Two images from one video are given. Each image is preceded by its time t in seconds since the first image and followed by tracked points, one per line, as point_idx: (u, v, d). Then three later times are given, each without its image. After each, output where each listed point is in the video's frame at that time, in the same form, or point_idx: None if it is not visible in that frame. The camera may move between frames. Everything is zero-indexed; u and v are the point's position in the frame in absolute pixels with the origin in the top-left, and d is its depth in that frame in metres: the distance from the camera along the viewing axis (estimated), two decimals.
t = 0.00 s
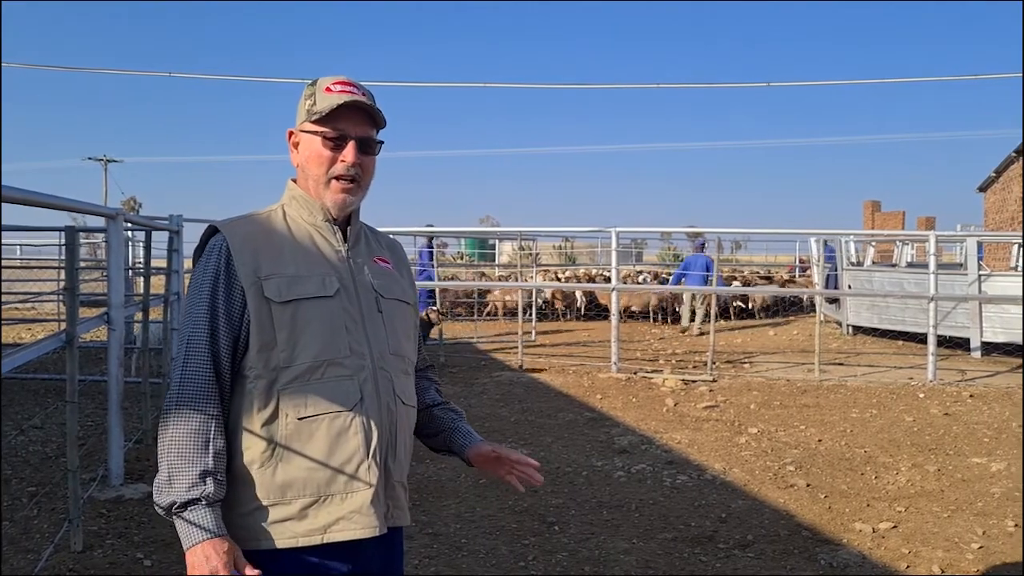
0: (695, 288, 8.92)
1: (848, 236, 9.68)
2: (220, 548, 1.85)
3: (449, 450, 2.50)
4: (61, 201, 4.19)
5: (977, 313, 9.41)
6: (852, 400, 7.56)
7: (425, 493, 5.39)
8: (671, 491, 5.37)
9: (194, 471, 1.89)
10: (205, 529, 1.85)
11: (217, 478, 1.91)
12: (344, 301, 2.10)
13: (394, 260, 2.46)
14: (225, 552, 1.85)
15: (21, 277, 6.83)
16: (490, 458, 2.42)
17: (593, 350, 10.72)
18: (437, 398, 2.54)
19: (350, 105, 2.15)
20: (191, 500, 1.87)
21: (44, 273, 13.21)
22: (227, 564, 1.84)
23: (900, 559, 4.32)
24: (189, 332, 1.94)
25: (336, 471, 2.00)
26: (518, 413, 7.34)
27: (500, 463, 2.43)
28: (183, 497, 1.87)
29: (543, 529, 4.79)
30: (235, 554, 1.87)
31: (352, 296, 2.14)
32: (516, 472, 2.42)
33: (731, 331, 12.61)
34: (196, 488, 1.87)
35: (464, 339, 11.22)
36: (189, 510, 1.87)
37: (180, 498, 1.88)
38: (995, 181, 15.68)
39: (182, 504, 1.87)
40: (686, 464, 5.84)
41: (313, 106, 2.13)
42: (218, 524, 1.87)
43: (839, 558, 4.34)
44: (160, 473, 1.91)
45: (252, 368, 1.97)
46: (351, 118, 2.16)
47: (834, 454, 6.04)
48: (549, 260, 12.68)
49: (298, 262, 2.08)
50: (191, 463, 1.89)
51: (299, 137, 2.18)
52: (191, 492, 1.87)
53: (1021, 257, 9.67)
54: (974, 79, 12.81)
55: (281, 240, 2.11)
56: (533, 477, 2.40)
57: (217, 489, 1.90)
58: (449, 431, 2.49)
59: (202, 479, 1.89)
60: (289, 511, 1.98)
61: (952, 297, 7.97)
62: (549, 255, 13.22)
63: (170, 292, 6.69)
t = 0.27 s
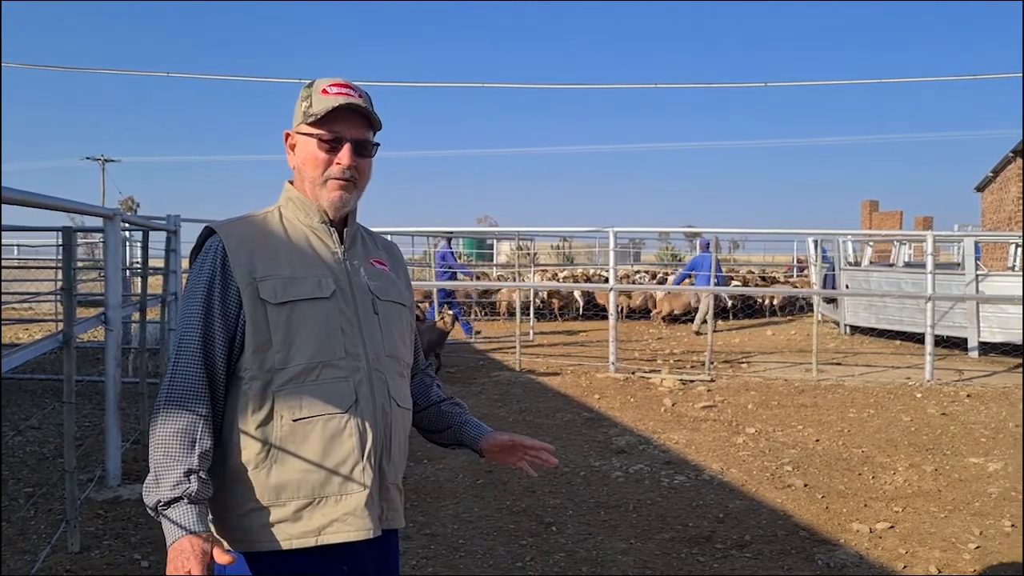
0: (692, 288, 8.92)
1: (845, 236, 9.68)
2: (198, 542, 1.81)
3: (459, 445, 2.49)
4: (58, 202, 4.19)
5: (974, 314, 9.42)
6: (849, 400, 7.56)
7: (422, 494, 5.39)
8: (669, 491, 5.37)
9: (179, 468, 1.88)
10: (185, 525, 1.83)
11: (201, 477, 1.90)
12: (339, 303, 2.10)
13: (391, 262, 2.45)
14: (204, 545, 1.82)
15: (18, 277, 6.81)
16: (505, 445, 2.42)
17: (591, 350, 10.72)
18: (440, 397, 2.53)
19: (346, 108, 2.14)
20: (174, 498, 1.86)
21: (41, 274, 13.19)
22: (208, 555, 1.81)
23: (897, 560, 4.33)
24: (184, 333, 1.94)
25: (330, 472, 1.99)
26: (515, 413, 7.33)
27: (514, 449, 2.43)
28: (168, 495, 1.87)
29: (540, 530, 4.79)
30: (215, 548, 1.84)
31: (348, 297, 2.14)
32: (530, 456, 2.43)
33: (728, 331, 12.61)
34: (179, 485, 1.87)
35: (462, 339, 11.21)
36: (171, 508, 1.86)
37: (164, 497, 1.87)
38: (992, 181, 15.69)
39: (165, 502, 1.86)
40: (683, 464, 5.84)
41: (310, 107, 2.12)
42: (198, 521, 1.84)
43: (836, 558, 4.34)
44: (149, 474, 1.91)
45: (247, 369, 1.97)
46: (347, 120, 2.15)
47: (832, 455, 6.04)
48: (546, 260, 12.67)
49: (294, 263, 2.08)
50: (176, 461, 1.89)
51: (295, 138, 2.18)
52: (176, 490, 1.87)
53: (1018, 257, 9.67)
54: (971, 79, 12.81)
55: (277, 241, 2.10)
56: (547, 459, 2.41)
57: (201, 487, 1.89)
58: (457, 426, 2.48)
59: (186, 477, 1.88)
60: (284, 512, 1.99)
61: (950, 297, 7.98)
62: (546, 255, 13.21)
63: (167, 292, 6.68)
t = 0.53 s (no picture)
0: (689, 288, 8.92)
1: (843, 236, 9.68)
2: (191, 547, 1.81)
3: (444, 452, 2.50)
4: (53, 203, 4.18)
5: (971, 313, 9.43)
6: (846, 400, 7.56)
7: (419, 494, 5.38)
8: (666, 491, 5.37)
9: (173, 472, 1.88)
10: (178, 528, 1.83)
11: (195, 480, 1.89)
12: (337, 305, 2.10)
13: (387, 265, 2.45)
14: (195, 550, 1.81)
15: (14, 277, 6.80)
16: (489, 455, 2.45)
17: (588, 350, 10.72)
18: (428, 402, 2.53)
19: (348, 111, 2.13)
20: (168, 500, 1.85)
21: (38, 274, 13.18)
22: (195, 562, 1.80)
23: (894, 559, 4.33)
24: (181, 333, 1.93)
25: (328, 474, 1.99)
26: (513, 413, 7.33)
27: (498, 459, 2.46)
28: (162, 497, 1.86)
29: (537, 530, 4.79)
30: (205, 552, 1.83)
31: (345, 299, 2.13)
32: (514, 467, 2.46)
33: (726, 330, 12.61)
34: (173, 489, 1.86)
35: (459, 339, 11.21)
36: (165, 511, 1.85)
37: (157, 500, 1.86)
38: (989, 181, 15.69)
39: (158, 505, 1.85)
40: (680, 464, 5.84)
41: (311, 110, 2.11)
42: (193, 525, 1.84)
43: (832, 558, 4.34)
44: (143, 475, 1.90)
45: (245, 371, 1.96)
46: (349, 123, 2.14)
47: (829, 454, 6.04)
48: (544, 259, 12.67)
49: (292, 265, 2.07)
50: (171, 464, 1.88)
51: (295, 139, 2.17)
52: (170, 493, 1.86)
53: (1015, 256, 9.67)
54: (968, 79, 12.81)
55: (274, 243, 2.10)
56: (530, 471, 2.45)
57: (194, 491, 1.88)
58: (443, 434, 2.49)
59: (180, 481, 1.87)
60: (280, 514, 1.98)
61: (947, 297, 7.98)
62: (543, 255, 13.21)
63: (164, 293, 6.67)
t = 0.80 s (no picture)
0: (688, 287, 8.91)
1: (840, 236, 9.69)
2: (188, 546, 1.82)
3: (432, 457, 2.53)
4: (51, 200, 4.17)
5: (968, 313, 9.44)
6: (844, 400, 7.56)
7: (417, 494, 5.38)
8: (663, 490, 5.37)
9: (171, 471, 1.87)
10: (176, 527, 1.83)
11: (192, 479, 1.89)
12: (337, 303, 2.10)
13: (385, 262, 2.45)
14: (191, 550, 1.81)
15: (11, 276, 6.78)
16: (476, 466, 2.48)
17: (585, 349, 10.71)
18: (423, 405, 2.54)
19: (349, 108, 2.13)
20: (166, 499, 1.85)
21: (35, 273, 13.15)
22: (191, 562, 1.79)
23: (891, 558, 4.33)
24: (181, 330, 1.93)
25: (328, 472, 1.99)
26: (510, 412, 7.33)
27: (485, 471, 2.49)
28: (160, 496, 1.86)
29: (535, 529, 4.79)
30: (201, 551, 1.82)
31: (345, 297, 2.13)
32: (499, 481, 2.48)
33: (723, 330, 12.61)
34: (171, 488, 1.86)
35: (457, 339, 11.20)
36: (162, 509, 1.86)
37: (154, 500, 1.86)
38: (986, 182, 15.71)
39: (156, 504, 1.86)
40: (678, 464, 5.84)
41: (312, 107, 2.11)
42: (190, 523, 1.85)
43: (830, 556, 4.34)
44: (142, 474, 1.90)
45: (245, 369, 1.96)
46: (349, 120, 2.14)
47: (826, 454, 6.05)
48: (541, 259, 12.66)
49: (292, 263, 2.07)
50: (169, 463, 1.88)
51: (295, 136, 2.17)
52: (168, 492, 1.86)
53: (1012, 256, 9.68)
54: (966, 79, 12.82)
55: (274, 241, 2.10)
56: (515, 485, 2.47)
57: (192, 490, 1.88)
58: (434, 439, 2.51)
59: (178, 480, 1.87)
60: (280, 513, 1.98)
61: (944, 297, 7.99)
62: (541, 254, 13.20)
63: (162, 292, 6.66)
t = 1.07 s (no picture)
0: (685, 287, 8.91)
1: (837, 236, 9.70)
2: (185, 550, 1.83)
3: (417, 465, 2.54)
4: (48, 200, 4.17)
5: (965, 313, 9.47)
6: (841, 400, 7.57)
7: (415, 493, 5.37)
8: (661, 490, 5.37)
9: (170, 472, 1.87)
10: (176, 529, 1.84)
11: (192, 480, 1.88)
12: (335, 303, 2.10)
13: (383, 262, 2.45)
14: (186, 555, 1.82)
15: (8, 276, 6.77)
16: (464, 478, 2.53)
17: (583, 349, 10.70)
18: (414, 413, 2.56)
19: (346, 106, 2.13)
20: (165, 501, 1.86)
21: (32, 274, 13.10)
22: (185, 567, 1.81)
23: (888, 557, 4.34)
24: (178, 331, 1.93)
25: (327, 472, 1.99)
26: (508, 412, 7.32)
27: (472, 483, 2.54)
28: (158, 498, 1.86)
29: (533, 529, 4.79)
30: (196, 556, 1.83)
31: (343, 297, 2.13)
32: (481, 498, 2.54)
33: (721, 330, 12.61)
34: (170, 489, 1.86)
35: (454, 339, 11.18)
36: (163, 511, 1.86)
37: (153, 502, 1.87)
38: (983, 182, 15.73)
39: (155, 505, 1.86)
40: (676, 463, 5.84)
41: (309, 105, 2.11)
42: (189, 525, 1.85)
43: (828, 556, 4.35)
44: (141, 474, 1.90)
45: (243, 369, 1.96)
46: (347, 119, 2.14)
47: (824, 454, 6.05)
48: (539, 260, 12.66)
49: (290, 263, 2.07)
50: (168, 464, 1.88)
51: (292, 135, 2.17)
52: (166, 494, 1.86)
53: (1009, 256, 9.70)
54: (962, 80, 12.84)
55: (272, 240, 2.09)
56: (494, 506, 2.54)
57: (191, 491, 1.88)
58: (422, 448, 2.53)
59: (176, 481, 1.87)
60: (279, 513, 1.98)
61: (941, 297, 7.99)
62: (539, 255, 13.20)
63: (159, 292, 6.65)
